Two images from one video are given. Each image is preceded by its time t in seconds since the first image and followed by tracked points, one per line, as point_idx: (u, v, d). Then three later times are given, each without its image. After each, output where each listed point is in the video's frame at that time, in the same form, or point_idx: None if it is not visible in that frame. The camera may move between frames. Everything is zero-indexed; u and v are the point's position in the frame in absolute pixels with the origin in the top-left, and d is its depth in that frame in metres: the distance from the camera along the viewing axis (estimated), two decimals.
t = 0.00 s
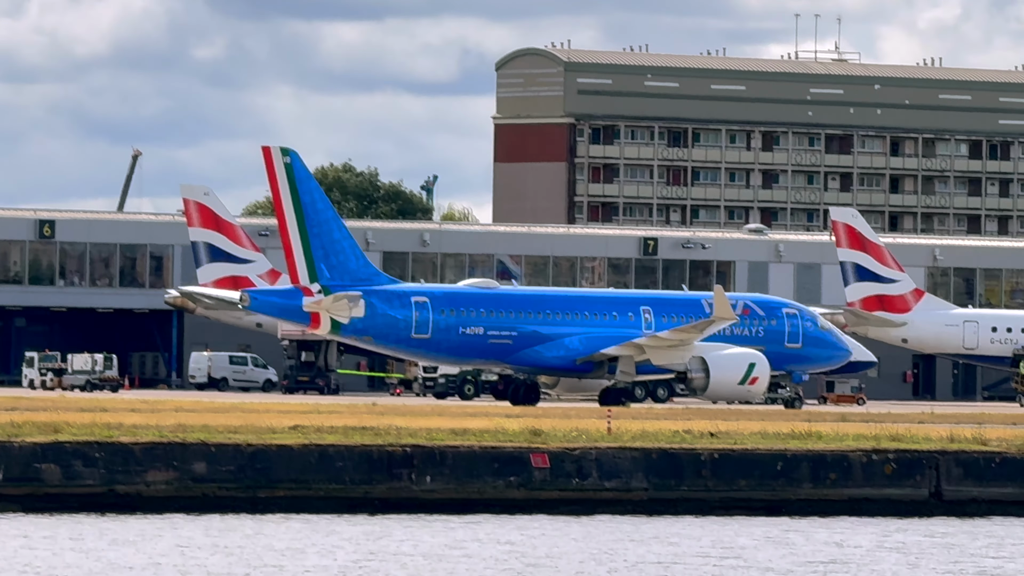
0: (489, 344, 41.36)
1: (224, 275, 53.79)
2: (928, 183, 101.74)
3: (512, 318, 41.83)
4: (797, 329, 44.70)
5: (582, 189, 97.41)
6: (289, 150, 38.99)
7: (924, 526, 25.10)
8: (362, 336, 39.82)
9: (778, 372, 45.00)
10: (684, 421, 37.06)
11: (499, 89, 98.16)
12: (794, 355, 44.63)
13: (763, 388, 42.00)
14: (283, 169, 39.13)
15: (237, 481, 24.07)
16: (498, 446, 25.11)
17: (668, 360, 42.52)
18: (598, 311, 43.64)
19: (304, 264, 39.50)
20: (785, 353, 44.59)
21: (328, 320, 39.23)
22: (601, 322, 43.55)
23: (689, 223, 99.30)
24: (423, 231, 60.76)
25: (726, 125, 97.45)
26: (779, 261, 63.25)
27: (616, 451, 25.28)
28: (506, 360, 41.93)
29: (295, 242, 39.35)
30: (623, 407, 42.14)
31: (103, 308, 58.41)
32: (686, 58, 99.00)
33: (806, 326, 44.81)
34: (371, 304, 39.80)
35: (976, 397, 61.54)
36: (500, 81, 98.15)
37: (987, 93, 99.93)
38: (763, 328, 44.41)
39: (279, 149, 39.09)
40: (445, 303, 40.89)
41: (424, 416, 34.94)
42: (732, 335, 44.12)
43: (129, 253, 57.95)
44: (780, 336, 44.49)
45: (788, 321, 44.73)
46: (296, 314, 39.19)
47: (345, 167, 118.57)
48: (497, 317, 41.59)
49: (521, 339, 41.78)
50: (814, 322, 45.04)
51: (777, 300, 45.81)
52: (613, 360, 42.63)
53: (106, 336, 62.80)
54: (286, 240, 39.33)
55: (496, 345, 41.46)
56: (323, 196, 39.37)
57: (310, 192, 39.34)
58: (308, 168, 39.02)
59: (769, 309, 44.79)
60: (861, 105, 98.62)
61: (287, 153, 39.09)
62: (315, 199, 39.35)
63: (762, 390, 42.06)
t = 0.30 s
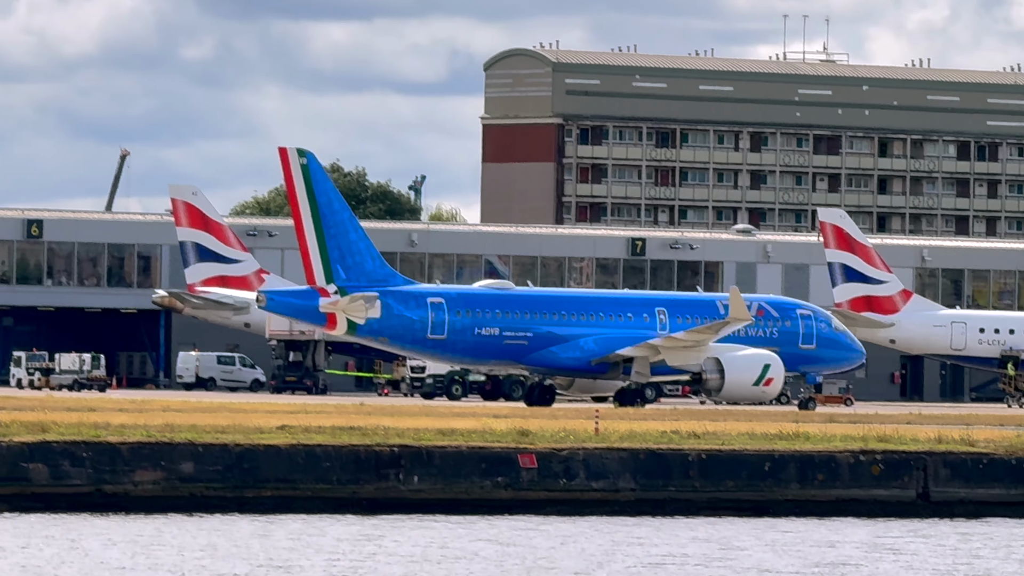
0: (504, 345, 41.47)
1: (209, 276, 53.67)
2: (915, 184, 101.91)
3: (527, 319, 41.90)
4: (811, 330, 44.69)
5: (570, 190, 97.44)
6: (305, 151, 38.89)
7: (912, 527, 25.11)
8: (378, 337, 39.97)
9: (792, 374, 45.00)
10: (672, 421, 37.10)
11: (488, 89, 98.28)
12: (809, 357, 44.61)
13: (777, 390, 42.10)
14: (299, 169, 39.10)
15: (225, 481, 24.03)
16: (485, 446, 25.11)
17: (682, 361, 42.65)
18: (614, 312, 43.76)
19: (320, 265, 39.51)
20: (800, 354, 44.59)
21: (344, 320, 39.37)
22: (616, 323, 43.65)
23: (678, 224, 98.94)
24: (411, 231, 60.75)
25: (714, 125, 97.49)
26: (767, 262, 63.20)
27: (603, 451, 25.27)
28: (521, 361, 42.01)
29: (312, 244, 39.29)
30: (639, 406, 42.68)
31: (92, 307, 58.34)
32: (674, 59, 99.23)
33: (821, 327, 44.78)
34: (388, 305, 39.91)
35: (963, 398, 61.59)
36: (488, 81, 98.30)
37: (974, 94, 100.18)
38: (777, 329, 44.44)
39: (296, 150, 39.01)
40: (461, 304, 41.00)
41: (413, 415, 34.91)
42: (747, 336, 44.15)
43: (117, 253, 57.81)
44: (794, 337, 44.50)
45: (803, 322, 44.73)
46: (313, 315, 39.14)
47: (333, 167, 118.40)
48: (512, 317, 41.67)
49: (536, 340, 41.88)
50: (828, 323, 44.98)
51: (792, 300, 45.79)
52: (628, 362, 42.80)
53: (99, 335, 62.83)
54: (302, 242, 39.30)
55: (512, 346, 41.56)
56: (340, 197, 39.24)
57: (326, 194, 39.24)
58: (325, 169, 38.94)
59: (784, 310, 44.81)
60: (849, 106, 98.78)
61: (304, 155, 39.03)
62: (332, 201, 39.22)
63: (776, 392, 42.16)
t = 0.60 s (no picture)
0: (520, 346, 41.22)
1: (194, 276, 53.56)
2: (902, 185, 102.17)
3: (542, 320, 41.67)
4: (824, 331, 44.50)
5: (558, 190, 97.51)
6: (321, 150, 39.03)
7: (898, 528, 25.15)
8: (393, 337, 39.92)
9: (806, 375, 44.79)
10: (659, 420, 37.10)
11: (475, 89, 98.27)
12: (823, 358, 44.40)
13: (792, 391, 41.63)
14: (315, 170, 39.24)
15: (212, 480, 24.00)
16: (472, 446, 25.07)
17: (696, 362, 42.25)
18: (628, 313, 43.44)
19: (335, 266, 39.57)
20: (814, 355, 44.39)
21: (359, 321, 39.41)
22: (630, 325, 43.33)
23: (664, 224, 99.38)
24: (398, 231, 60.82)
25: (702, 125, 97.60)
26: (754, 262, 63.27)
27: (590, 451, 25.25)
28: (536, 362, 41.73)
29: (327, 245, 39.41)
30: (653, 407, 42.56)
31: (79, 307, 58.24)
32: (660, 59, 99.28)
33: (834, 328, 44.60)
34: (403, 306, 39.86)
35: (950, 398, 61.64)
36: (475, 81, 98.30)
37: (962, 95, 100.19)
38: (791, 330, 44.28)
39: (312, 150, 39.21)
40: (477, 304, 40.82)
41: (399, 415, 34.87)
42: (761, 337, 44.01)
43: (104, 253, 57.71)
44: (808, 339, 44.33)
45: (817, 323, 44.55)
46: (328, 315, 39.22)
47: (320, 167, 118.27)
48: (528, 318, 41.43)
49: (551, 341, 41.59)
50: (841, 325, 44.79)
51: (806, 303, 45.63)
52: (641, 362, 42.42)
53: (86, 335, 62.72)
54: (318, 242, 39.40)
55: (527, 347, 41.29)
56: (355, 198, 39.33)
57: (342, 194, 39.33)
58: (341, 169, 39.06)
59: (798, 311, 44.67)
60: (837, 107, 98.88)
61: (319, 155, 39.21)
62: (347, 201, 39.31)
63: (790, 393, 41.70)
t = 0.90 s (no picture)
0: (535, 347, 41.16)
1: (182, 276, 53.48)
2: (890, 186, 102.45)
3: (557, 321, 41.67)
4: (838, 332, 44.57)
5: (545, 191, 97.70)
6: (337, 152, 39.07)
7: (886, 528, 25.18)
8: (409, 338, 39.81)
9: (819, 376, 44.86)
10: (646, 421, 37.14)
11: (462, 89, 98.30)
12: (835, 360, 44.49)
13: (806, 391, 41.63)
14: (332, 171, 39.26)
15: (198, 481, 23.97)
16: (459, 446, 25.07)
17: (710, 362, 42.29)
18: (642, 315, 43.48)
19: (351, 266, 39.64)
20: (827, 356, 44.47)
21: (375, 322, 39.26)
22: (644, 325, 43.36)
23: (651, 224, 99.49)
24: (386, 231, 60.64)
25: (689, 125, 97.65)
26: (741, 262, 63.33)
27: (577, 452, 25.26)
28: (551, 364, 41.67)
29: (344, 246, 39.50)
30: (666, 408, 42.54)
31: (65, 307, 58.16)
32: (648, 60, 99.30)
33: (847, 329, 44.67)
34: (419, 306, 39.81)
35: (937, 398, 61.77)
36: (463, 81, 98.33)
37: (950, 95, 100.35)
38: (804, 331, 44.34)
39: (328, 151, 39.22)
40: (492, 305, 40.81)
41: (387, 416, 34.85)
42: (774, 338, 44.05)
43: (91, 253, 57.57)
44: (821, 340, 44.40)
45: (830, 324, 44.62)
46: (344, 316, 39.14)
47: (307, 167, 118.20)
48: (543, 320, 41.40)
49: (567, 342, 41.54)
50: (854, 326, 44.86)
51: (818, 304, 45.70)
52: (655, 363, 42.38)
53: (72, 335, 62.58)
54: (334, 244, 39.49)
55: (542, 348, 41.23)
56: (371, 199, 39.42)
57: (358, 195, 39.37)
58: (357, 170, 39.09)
59: (810, 312, 44.74)
60: (824, 107, 98.98)
61: (335, 156, 39.25)
62: (363, 202, 39.39)
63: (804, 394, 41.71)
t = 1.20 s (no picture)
0: (551, 347, 41.13)
1: (168, 275, 53.40)
2: (875, 186, 102.53)
3: (573, 322, 41.68)
4: (852, 333, 44.65)
5: (530, 190, 97.46)
6: (355, 153, 38.87)
7: (873, 528, 25.22)
8: (426, 338, 39.75)
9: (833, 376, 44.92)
10: (633, 421, 37.16)
11: (447, 89, 98.29)
12: (849, 360, 44.59)
13: (820, 393, 42.07)
14: (349, 172, 39.07)
15: (183, 480, 23.94)
16: (444, 446, 25.02)
17: (726, 363, 42.34)
18: (657, 315, 43.50)
19: (369, 267, 39.60)
20: (840, 357, 44.54)
21: (393, 322, 39.24)
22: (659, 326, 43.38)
23: (635, 224, 99.95)
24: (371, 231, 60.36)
25: (674, 125, 97.66)
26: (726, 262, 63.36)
27: (562, 452, 25.22)
28: (568, 364, 41.65)
29: (361, 249, 39.41)
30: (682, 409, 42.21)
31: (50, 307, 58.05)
32: (633, 60, 99.29)
33: (861, 330, 44.76)
34: (436, 307, 39.72)
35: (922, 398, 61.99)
36: (448, 82, 98.31)
37: (935, 95, 100.52)
38: (819, 331, 44.38)
39: (345, 152, 39.02)
40: (508, 306, 40.80)
41: (373, 416, 34.82)
42: (789, 339, 44.09)
43: (76, 253, 57.45)
44: (836, 340, 44.48)
45: (844, 325, 44.68)
46: (361, 317, 39.31)
47: (291, 167, 118.14)
48: (559, 320, 41.40)
49: (582, 343, 41.58)
50: (867, 326, 44.96)
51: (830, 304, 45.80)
52: (672, 362, 42.14)
53: (57, 335, 62.45)
54: (352, 246, 39.41)
55: (558, 349, 41.21)
56: (389, 201, 39.25)
57: (375, 196, 39.23)
58: (374, 172, 38.90)
59: (825, 312, 44.78)
60: (809, 107, 99.16)
61: (352, 157, 39.02)
62: (381, 204, 39.22)
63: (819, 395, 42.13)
